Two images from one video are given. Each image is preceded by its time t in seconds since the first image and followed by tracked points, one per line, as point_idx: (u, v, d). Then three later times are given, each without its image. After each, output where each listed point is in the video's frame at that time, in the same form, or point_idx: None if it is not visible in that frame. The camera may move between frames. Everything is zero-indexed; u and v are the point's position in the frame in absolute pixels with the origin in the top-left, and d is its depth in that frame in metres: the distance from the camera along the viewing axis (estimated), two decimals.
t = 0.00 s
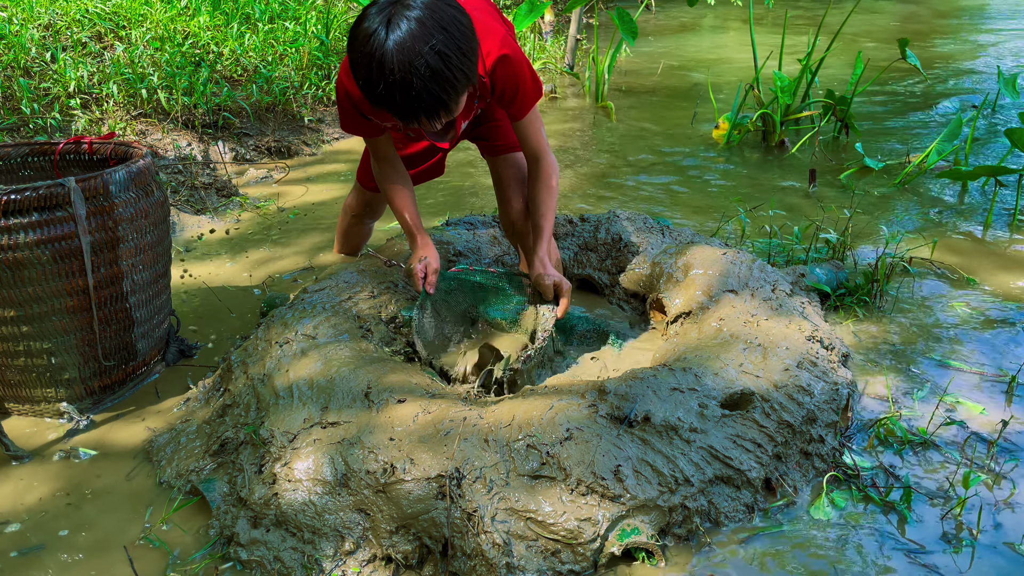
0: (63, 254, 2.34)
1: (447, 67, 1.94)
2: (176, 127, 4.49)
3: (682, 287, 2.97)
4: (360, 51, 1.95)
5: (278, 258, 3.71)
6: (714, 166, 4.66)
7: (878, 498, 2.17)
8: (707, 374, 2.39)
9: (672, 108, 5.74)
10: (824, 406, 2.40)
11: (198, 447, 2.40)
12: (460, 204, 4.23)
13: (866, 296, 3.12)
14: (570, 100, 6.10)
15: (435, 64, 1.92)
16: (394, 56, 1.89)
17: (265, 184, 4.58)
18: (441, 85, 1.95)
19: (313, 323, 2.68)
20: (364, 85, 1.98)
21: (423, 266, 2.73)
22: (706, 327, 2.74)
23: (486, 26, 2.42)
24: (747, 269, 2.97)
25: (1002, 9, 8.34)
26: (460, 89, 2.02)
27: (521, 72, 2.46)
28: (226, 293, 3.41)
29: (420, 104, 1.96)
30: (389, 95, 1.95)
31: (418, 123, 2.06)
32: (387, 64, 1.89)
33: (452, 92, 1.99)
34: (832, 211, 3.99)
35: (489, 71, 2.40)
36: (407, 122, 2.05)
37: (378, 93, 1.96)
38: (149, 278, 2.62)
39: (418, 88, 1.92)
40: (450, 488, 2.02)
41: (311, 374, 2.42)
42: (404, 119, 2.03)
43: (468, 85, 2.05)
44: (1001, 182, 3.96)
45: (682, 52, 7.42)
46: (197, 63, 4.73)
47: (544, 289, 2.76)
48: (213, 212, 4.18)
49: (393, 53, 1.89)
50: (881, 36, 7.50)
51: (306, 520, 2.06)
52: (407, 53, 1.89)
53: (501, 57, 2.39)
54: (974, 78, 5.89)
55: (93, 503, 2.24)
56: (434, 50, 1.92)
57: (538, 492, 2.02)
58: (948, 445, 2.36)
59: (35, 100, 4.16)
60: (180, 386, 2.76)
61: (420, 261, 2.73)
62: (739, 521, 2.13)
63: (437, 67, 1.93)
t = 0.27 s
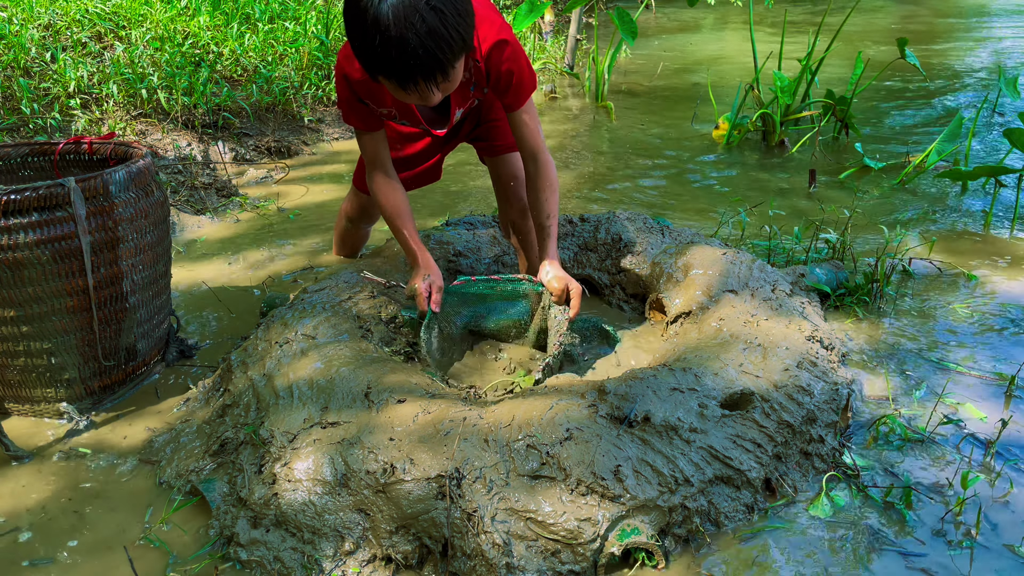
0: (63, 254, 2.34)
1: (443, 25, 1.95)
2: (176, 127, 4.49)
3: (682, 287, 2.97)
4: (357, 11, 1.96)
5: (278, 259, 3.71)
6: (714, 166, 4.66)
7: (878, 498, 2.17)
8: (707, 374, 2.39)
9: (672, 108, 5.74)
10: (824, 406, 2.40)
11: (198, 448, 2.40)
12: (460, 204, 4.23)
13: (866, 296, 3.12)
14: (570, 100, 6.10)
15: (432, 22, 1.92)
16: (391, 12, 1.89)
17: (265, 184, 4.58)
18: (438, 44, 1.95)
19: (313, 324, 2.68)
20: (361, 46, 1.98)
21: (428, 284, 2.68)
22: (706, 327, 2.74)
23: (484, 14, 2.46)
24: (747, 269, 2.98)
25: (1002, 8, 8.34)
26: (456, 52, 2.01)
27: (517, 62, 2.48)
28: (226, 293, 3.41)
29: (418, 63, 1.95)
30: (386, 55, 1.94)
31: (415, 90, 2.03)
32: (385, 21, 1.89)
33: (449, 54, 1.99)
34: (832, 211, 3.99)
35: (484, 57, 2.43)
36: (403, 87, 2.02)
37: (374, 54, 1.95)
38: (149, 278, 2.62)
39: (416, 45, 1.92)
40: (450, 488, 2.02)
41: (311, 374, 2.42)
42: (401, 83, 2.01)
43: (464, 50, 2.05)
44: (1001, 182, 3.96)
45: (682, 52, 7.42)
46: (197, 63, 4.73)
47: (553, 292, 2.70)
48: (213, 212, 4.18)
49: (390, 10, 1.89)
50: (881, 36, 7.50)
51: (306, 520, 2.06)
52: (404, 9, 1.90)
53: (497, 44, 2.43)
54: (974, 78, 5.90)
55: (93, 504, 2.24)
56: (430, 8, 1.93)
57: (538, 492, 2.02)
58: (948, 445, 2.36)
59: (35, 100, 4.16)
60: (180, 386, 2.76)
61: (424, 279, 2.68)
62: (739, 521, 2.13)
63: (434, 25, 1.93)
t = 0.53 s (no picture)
0: (63, 254, 2.34)
1: (444, 12, 1.95)
2: (176, 127, 4.49)
3: (682, 287, 2.98)
4: None
5: (277, 259, 3.71)
6: (714, 166, 4.66)
7: (878, 498, 2.17)
8: (707, 374, 2.39)
9: (672, 108, 5.74)
10: (824, 406, 2.40)
11: (198, 448, 2.40)
12: (460, 204, 4.23)
13: (866, 296, 3.11)
14: (570, 100, 6.10)
15: (433, 7, 1.92)
16: None
17: (265, 184, 4.58)
18: (439, 31, 1.95)
19: (313, 324, 2.68)
20: (361, 31, 1.97)
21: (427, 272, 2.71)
22: (706, 327, 2.75)
23: (484, 6, 2.45)
24: (747, 269, 2.98)
25: (1002, 8, 8.34)
26: (456, 39, 2.01)
27: (518, 55, 2.47)
28: (226, 293, 3.41)
29: (417, 49, 1.94)
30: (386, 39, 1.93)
31: (414, 77, 2.03)
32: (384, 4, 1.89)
33: (449, 41, 1.99)
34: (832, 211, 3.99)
35: (484, 49, 2.42)
36: (403, 74, 2.02)
37: (375, 39, 1.95)
38: (149, 278, 2.62)
39: (416, 30, 1.92)
40: (450, 488, 2.02)
41: (311, 374, 2.42)
42: (401, 69, 2.00)
43: (464, 39, 2.04)
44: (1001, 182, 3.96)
45: (682, 52, 7.42)
46: (197, 63, 4.73)
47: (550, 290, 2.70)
48: (213, 212, 4.18)
49: None
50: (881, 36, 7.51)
51: (306, 520, 2.06)
52: None
53: (497, 37, 2.42)
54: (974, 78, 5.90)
55: (93, 504, 2.24)
56: None
57: (538, 492, 2.02)
58: (948, 444, 2.36)
59: (35, 100, 4.16)
60: (180, 386, 2.76)
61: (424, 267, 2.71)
62: (739, 521, 2.13)
63: (435, 10, 1.93)
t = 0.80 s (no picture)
0: (63, 254, 2.34)
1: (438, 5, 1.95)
2: (176, 127, 4.48)
3: (682, 287, 2.98)
4: None
5: (278, 259, 3.71)
6: (714, 166, 4.66)
7: (878, 497, 2.17)
8: (707, 374, 2.39)
9: (673, 108, 5.74)
10: (824, 406, 2.39)
11: (198, 448, 2.40)
12: (460, 204, 4.23)
13: (866, 296, 3.11)
14: (570, 100, 6.10)
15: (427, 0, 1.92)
16: None
17: (265, 184, 4.58)
18: (432, 24, 1.95)
19: (313, 324, 2.68)
20: (355, 24, 1.97)
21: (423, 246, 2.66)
22: (706, 327, 2.75)
23: None
24: (747, 269, 2.98)
25: (1002, 8, 8.35)
26: (449, 32, 2.01)
27: (511, 43, 2.50)
28: (226, 293, 3.41)
29: (411, 42, 1.94)
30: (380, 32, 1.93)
31: (408, 69, 2.03)
32: None
33: (442, 33, 1.99)
34: (832, 211, 3.99)
35: (478, 40, 2.43)
36: (396, 66, 2.02)
37: (368, 31, 1.95)
38: (150, 278, 2.63)
39: (410, 24, 1.92)
40: (450, 488, 2.02)
41: (311, 374, 2.42)
42: (395, 61, 2.00)
43: (456, 30, 2.04)
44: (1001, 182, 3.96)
45: (682, 52, 7.42)
46: (197, 63, 4.73)
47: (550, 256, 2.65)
48: (213, 212, 4.18)
49: None
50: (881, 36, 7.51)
51: (306, 520, 2.06)
52: None
53: (490, 27, 2.43)
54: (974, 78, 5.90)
55: (93, 504, 2.24)
56: None
57: (538, 492, 2.02)
58: (948, 444, 2.36)
59: (35, 100, 4.16)
60: (180, 386, 2.76)
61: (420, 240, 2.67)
62: (739, 521, 2.13)
63: (428, 4, 1.93)
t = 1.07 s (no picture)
0: (63, 254, 2.34)
1: None
2: (176, 127, 4.48)
3: (682, 287, 2.98)
4: None
5: (278, 259, 3.71)
6: (714, 166, 4.66)
7: (878, 498, 2.17)
8: (707, 374, 2.39)
9: (673, 108, 5.74)
10: (824, 406, 2.39)
11: (198, 448, 2.40)
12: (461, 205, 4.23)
13: (866, 296, 3.12)
14: (571, 100, 6.10)
15: None
16: None
17: (265, 184, 4.58)
18: None
19: (313, 324, 2.68)
20: None
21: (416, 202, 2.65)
22: (706, 328, 2.75)
23: None
24: (747, 269, 2.98)
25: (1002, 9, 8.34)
26: None
27: (500, 19, 2.49)
28: (227, 293, 3.41)
29: None
30: None
31: (392, 30, 2.02)
32: None
33: None
34: (832, 211, 3.99)
35: (466, 15, 2.43)
36: (381, 28, 2.01)
37: None
38: (150, 278, 2.63)
39: None
40: (450, 488, 2.02)
41: (312, 374, 2.42)
42: (379, 23, 1.99)
43: None
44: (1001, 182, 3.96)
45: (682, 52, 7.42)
46: (197, 63, 4.73)
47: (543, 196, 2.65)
48: (213, 212, 4.18)
49: None
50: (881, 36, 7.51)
51: (306, 520, 2.06)
52: None
53: (478, 4, 2.42)
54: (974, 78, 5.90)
55: (93, 504, 2.24)
56: None
57: (538, 492, 2.02)
58: (949, 444, 2.36)
59: (35, 100, 4.16)
60: (180, 386, 2.76)
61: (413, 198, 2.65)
62: (739, 521, 2.13)
63: None
